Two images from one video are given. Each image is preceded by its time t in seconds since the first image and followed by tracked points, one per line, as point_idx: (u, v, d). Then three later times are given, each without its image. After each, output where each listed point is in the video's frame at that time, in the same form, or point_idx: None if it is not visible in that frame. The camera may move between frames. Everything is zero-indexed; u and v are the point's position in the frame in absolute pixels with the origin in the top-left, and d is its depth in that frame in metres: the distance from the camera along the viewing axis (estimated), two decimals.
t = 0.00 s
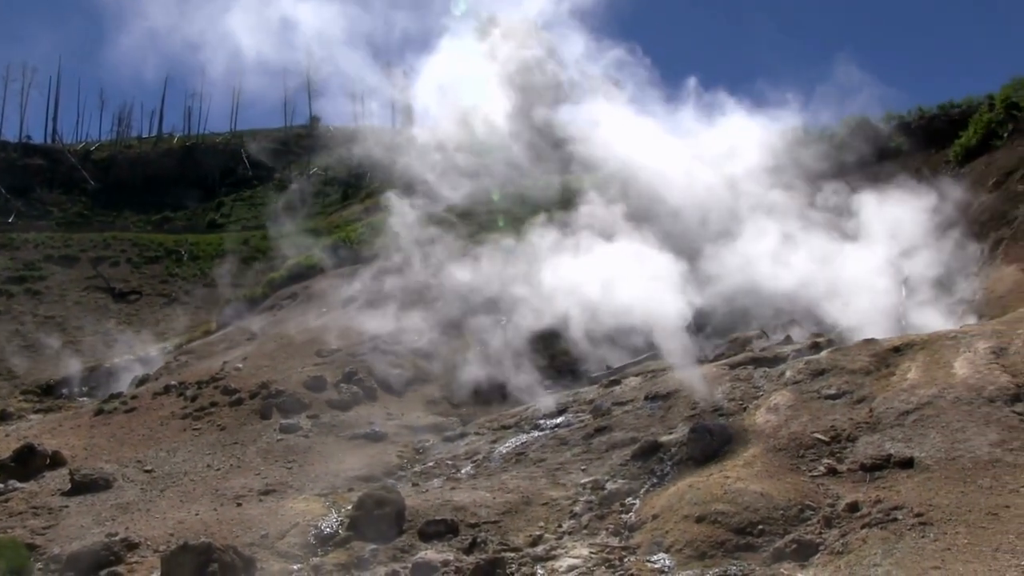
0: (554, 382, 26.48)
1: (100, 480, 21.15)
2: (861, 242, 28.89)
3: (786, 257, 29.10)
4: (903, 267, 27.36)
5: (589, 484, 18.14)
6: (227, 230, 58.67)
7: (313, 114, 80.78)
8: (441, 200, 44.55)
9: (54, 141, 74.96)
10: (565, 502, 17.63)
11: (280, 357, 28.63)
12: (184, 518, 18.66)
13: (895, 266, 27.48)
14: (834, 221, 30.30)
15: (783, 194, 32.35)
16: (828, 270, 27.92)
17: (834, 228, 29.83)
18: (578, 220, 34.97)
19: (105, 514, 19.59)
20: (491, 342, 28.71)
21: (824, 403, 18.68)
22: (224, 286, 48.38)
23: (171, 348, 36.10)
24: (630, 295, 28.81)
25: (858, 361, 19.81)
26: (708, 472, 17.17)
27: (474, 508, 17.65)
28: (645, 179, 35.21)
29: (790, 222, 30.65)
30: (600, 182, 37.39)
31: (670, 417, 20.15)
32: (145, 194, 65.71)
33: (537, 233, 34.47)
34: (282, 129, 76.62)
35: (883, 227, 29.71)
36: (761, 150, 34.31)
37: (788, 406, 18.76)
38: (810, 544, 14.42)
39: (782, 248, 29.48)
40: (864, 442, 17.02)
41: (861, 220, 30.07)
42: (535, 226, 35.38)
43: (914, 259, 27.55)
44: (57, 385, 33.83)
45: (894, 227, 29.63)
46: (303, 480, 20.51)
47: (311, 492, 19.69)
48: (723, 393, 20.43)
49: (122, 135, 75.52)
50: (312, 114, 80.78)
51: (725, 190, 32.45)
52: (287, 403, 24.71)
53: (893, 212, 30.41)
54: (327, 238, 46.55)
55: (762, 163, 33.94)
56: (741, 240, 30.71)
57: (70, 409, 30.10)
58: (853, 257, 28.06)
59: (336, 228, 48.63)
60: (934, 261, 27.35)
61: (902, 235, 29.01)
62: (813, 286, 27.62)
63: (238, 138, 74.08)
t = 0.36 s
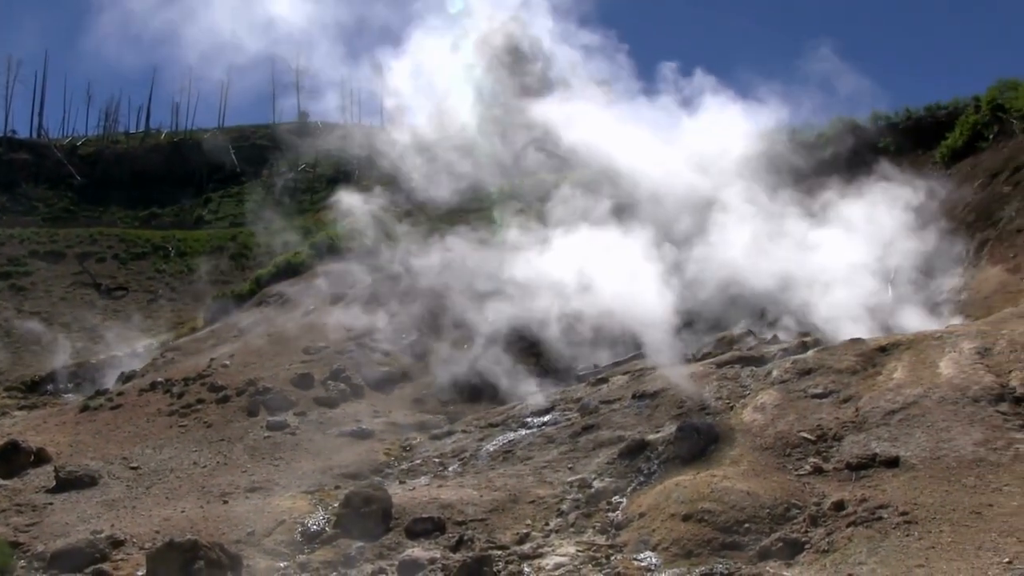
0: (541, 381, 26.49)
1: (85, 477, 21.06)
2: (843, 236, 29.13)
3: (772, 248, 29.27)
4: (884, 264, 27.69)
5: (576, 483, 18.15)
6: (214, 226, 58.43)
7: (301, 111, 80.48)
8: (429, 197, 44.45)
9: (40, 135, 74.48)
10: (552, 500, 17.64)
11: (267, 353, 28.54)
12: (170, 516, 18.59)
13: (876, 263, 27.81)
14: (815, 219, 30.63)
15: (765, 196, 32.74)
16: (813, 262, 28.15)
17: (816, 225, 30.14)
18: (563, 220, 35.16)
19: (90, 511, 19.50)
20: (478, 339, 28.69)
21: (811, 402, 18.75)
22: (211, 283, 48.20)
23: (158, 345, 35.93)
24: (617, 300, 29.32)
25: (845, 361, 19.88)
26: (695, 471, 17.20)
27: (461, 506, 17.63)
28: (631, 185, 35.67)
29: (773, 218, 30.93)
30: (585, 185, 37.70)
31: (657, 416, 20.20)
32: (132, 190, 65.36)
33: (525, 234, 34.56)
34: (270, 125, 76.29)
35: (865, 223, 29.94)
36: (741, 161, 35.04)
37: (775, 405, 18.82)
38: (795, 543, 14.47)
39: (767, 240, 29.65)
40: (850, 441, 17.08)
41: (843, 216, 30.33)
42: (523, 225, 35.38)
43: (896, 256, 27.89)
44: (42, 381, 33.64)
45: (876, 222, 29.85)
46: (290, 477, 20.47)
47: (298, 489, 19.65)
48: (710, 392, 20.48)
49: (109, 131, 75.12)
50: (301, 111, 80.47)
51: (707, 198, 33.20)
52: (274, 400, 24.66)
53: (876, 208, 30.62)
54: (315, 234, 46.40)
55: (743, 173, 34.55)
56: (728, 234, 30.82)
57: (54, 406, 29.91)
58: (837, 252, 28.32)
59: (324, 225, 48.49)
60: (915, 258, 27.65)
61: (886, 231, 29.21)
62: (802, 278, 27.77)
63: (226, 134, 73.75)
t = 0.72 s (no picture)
0: (533, 379, 26.49)
1: (73, 475, 20.98)
2: (829, 238, 29.43)
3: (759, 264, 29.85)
4: (869, 259, 27.92)
5: (565, 482, 18.16)
6: (204, 223, 58.23)
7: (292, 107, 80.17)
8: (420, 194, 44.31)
9: (29, 131, 74.06)
10: (542, 499, 17.65)
11: (257, 351, 28.45)
12: (159, 514, 18.52)
13: (861, 259, 28.10)
14: (802, 218, 30.88)
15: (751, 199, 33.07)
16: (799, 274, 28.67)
17: (802, 225, 30.42)
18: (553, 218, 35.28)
19: (78, 510, 19.41)
20: (468, 336, 28.69)
21: (800, 401, 18.81)
22: (200, 280, 48.03)
23: (147, 343, 35.78)
24: (606, 304, 29.65)
25: (834, 360, 19.94)
26: (684, 470, 17.25)
27: (450, 504, 17.61)
28: (620, 188, 35.92)
29: (760, 225, 31.33)
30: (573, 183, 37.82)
31: (647, 415, 20.25)
32: (121, 187, 65.10)
33: (516, 231, 34.54)
34: (260, 122, 76.00)
35: (849, 222, 30.19)
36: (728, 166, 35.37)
37: (765, 404, 18.88)
38: (784, 541, 14.52)
39: (754, 257, 30.21)
40: (839, 440, 17.14)
41: (828, 216, 30.62)
42: (513, 222, 35.33)
43: (879, 251, 28.12)
44: (30, 377, 33.47)
45: (860, 220, 30.10)
46: (279, 475, 20.43)
47: (288, 487, 19.61)
48: (700, 391, 20.52)
49: (98, 127, 74.76)
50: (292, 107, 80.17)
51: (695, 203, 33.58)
52: (264, 398, 24.62)
53: (861, 207, 30.83)
54: (306, 232, 46.25)
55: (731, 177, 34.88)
56: (715, 248, 31.40)
57: (42, 403, 29.77)
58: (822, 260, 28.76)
59: (314, 223, 48.37)
60: (900, 253, 27.86)
61: (872, 230, 29.39)
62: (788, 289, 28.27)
63: (216, 131, 73.47)
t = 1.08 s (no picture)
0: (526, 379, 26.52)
1: (62, 473, 20.91)
2: (817, 240, 29.73)
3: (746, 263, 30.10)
4: (859, 261, 28.23)
5: (556, 480, 18.17)
6: (195, 221, 58.05)
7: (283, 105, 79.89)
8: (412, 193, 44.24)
9: (18, 127, 73.70)
10: (532, 498, 17.66)
11: (247, 349, 28.38)
12: (149, 512, 18.47)
13: (850, 260, 28.41)
14: (789, 214, 31.10)
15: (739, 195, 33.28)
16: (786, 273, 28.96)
17: (790, 224, 30.68)
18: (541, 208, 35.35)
19: (67, 508, 19.34)
20: (459, 334, 28.67)
21: (791, 401, 18.85)
22: (192, 279, 47.89)
23: (137, 340, 35.65)
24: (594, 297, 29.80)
25: (825, 360, 20.00)
26: (675, 468, 17.28)
27: (441, 503, 17.60)
28: (609, 181, 36.08)
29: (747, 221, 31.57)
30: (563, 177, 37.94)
31: (638, 413, 20.28)
32: (112, 184, 64.84)
33: (504, 226, 34.56)
34: (251, 119, 75.76)
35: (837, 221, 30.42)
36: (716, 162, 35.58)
37: (755, 403, 18.92)
38: (774, 540, 14.56)
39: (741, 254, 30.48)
40: (829, 440, 17.19)
41: (820, 213, 30.81)
42: (503, 217, 35.33)
43: (867, 255, 28.44)
44: (19, 375, 33.33)
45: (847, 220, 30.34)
46: (270, 473, 20.39)
47: (278, 485, 19.58)
48: (691, 390, 20.55)
49: (88, 123, 74.45)
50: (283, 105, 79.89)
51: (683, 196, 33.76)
52: (254, 396, 24.56)
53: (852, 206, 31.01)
54: (297, 230, 46.13)
55: (720, 172, 35.05)
56: (702, 244, 31.63)
57: (31, 401, 29.64)
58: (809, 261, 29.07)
59: (305, 221, 48.24)
60: (890, 253, 28.11)
61: (860, 232, 29.58)
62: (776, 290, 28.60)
63: (207, 128, 73.21)
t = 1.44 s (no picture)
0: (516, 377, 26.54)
1: (51, 471, 20.84)
2: (808, 239, 29.77)
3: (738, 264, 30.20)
4: (848, 257, 28.36)
5: (547, 479, 18.17)
6: (186, 218, 57.88)
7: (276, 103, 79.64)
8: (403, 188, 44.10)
9: (8, 123, 73.38)
10: (523, 496, 17.66)
11: (239, 347, 28.32)
12: (139, 510, 18.41)
13: (839, 257, 28.55)
14: (779, 208, 31.05)
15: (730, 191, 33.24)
16: (777, 271, 28.99)
17: (781, 219, 30.68)
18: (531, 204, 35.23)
19: (56, 506, 19.27)
20: (451, 333, 28.65)
21: (781, 400, 18.89)
22: (183, 276, 47.76)
23: (127, 338, 35.55)
24: (585, 297, 29.86)
25: (816, 359, 20.05)
26: (666, 467, 17.30)
27: (432, 501, 17.59)
28: (599, 178, 36.03)
29: (738, 218, 31.64)
30: (555, 176, 37.90)
31: (629, 412, 20.29)
32: (103, 181, 64.61)
33: (494, 223, 34.50)
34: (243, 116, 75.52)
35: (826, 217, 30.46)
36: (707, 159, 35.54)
37: (746, 403, 18.96)
38: (764, 539, 14.59)
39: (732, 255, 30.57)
40: (819, 439, 17.23)
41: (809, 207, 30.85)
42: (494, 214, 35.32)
43: (856, 252, 28.57)
44: (9, 372, 33.21)
45: (837, 218, 30.37)
46: (261, 471, 20.36)
47: (269, 483, 19.54)
48: (682, 389, 20.58)
49: (79, 120, 74.17)
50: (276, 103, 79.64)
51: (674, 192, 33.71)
52: (245, 394, 24.50)
53: (840, 203, 31.12)
54: (288, 228, 46.04)
55: (710, 168, 35.01)
56: (693, 245, 31.75)
57: (20, 398, 29.52)
58: (801, 259, 29.10)
59: (297, 219, 48.12)
60: (878, 251, 28.25)
61: (851, 232, 29.63)
62: (767, 290, 28.66)
63: (199, 125, 72.98)
